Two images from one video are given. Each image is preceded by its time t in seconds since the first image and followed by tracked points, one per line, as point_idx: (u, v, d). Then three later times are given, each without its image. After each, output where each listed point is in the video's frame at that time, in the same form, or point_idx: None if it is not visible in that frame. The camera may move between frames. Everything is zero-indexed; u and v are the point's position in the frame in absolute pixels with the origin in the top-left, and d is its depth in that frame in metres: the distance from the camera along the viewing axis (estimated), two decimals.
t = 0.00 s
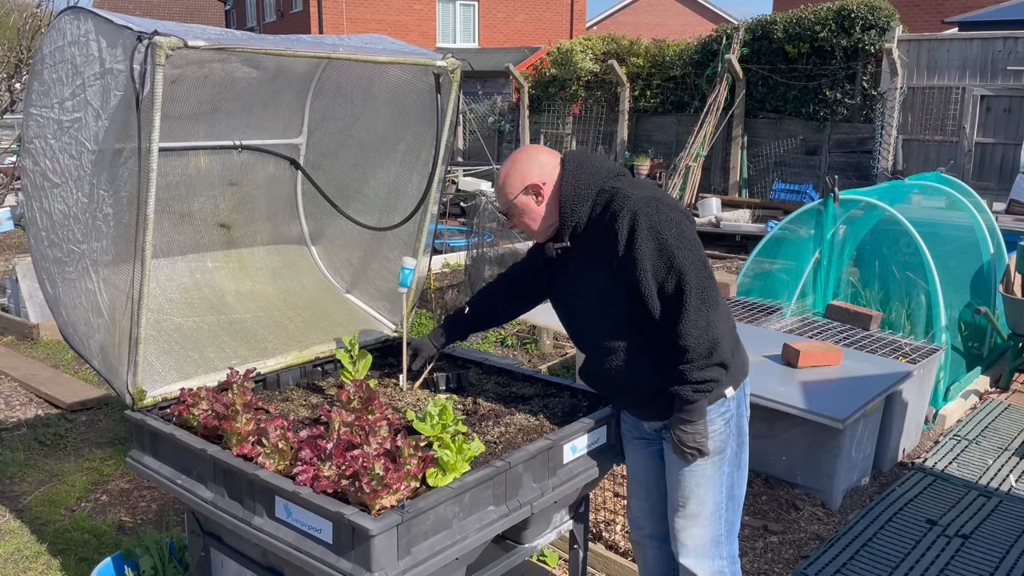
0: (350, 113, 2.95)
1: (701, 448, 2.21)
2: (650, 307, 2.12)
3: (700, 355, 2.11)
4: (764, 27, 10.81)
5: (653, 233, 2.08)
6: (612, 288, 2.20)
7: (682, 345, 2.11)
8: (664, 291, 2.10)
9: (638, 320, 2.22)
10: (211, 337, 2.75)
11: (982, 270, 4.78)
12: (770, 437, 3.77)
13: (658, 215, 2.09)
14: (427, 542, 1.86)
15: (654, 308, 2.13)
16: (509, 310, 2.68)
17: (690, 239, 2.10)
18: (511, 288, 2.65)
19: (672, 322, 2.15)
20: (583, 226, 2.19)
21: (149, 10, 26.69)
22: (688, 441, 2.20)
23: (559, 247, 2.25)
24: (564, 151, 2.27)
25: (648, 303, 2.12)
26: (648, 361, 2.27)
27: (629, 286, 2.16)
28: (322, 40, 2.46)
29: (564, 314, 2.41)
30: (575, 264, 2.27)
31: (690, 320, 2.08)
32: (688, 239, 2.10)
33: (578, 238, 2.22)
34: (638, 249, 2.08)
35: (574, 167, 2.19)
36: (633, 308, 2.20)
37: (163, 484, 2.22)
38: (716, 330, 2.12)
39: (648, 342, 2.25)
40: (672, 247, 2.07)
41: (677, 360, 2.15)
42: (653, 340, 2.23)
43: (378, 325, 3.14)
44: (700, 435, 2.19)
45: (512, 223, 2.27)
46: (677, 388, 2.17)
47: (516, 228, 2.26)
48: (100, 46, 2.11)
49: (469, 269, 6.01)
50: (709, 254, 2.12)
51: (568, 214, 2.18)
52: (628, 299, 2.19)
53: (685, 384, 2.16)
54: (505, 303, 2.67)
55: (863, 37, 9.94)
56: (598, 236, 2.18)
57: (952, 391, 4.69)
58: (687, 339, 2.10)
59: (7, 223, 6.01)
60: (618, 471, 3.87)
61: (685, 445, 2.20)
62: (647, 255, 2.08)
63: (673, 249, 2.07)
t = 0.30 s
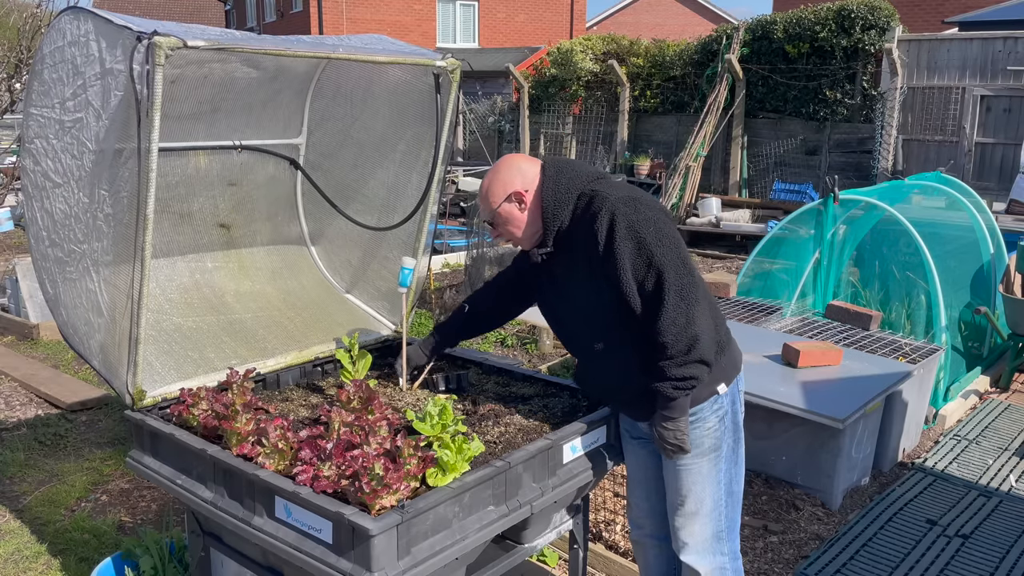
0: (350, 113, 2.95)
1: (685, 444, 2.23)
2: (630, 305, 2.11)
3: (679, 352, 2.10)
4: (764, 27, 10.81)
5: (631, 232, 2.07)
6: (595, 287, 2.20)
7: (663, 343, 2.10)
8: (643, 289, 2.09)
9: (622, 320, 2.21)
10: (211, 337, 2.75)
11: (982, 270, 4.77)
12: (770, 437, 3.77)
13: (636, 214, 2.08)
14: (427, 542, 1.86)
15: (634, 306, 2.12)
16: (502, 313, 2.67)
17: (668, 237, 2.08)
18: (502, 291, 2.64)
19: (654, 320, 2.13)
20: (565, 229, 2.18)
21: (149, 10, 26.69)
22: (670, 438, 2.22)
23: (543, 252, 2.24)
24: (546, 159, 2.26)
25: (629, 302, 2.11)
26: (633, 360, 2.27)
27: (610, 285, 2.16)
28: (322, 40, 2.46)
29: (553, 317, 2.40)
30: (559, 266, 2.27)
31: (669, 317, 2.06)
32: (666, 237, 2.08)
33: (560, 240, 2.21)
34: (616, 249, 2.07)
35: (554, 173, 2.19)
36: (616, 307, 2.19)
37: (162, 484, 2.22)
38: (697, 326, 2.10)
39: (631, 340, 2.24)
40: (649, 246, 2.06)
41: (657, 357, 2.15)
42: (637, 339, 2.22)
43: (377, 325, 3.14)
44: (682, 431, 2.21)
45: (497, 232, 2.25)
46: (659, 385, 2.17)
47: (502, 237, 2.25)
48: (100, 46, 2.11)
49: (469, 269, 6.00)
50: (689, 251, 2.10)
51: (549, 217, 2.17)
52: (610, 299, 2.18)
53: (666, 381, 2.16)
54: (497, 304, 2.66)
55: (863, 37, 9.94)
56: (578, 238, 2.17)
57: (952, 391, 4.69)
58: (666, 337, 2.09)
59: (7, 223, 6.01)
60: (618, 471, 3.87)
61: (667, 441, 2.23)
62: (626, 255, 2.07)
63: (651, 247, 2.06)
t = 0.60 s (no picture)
0: (350, 113, 2.95)
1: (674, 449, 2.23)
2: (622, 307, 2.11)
3: (667, 356, 2.10)
4: (764, 27, 10.80)
5: (624, 235, 2.06)
6: (589, 288, 2.20)
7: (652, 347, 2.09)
8: (635, 292, 2.08)
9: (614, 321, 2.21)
10: (211, 337, 2.75)
11: (982, 270, 4.77)
12: (770, 437, 3.77)
13: (630, 217, 2.07)
14: (427, 542, 1.86)
15: (625, 309, 2.12)
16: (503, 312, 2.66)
17: (662, 241, 2.07)
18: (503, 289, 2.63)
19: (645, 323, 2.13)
20: (562, 229, 2.17)
21: (149, 10, 26.66)
22: (657, 443, 2.22)
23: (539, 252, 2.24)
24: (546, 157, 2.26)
25: (620, 304, 2.11)
26: (627, 361, 2.27)
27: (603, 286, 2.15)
28: (322, 41, 2.46)
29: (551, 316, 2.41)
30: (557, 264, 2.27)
31: (658, 321, 2.06)
32: (660, 241, 2.06)
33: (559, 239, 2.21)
34: (609, 251, 2.07)
35: (553, 172, 2.18)
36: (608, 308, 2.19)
37: (162, 484, 2.22)
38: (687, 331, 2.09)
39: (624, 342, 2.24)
40: (642, 249, 2.05)
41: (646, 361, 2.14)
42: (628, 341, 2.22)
43: (377, 325, 3.14)
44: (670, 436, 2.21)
45: (497, 231, 2.25)
46: (647, 388, 2.16)
47: (501, 235, 2.25)
48: (101, 47, 2.11)
49: (469, 269, 5.99)
50: (683, 255, 2.08)
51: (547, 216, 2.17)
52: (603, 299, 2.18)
53: (654, 385, 2.15)
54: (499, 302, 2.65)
55: (863, 37, 9.94)
56: (575, 238, 2.17)
57: (952, 391, 4.69)
58: (655, 341, 2.09)
59: (7, 223, 6.01)
60: (618, 471, 3.87)
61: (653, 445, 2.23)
62: (618, 257, 2.06)
63: (643, 251, 2.05)
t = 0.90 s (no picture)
0: (349, 113, 2.95)
1: (670, 453, 2.22)
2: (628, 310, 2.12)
3: (671, 362, 2.10)
4: (764, 27, 10.80)
5: (636, 237, 2.06)
6: (596, 287, 2.20)
7: (656, 351, 2.10)
8: (642, 295, 2.09)
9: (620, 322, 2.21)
10: (211, 337, 2.75)
11: (982, 270, 4.78)
12: (770, 437, 3.77)
13: (643, 219, 2.07)
14: (427, 542, 1.86)
15: (632, 311, 2.12)
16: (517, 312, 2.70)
17: (673, 245, 2.07)
18: (514, 293, 2.67)
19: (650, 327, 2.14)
20: (572, 225, 2.18)
21: (149, 10, 26.65)
22: (656, 448, 2.21)
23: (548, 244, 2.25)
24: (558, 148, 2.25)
25: (627, 306, 2.11)
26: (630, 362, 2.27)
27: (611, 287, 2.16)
28: (322, 41, 2.46)
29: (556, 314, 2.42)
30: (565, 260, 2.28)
31: (664, 326, 2.06)
32: (671, 245, 2.07)
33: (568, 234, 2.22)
34: (619, 252, 2.07)
35: (566, 165, 2.20)
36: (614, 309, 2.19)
37: (162, 484, 2.22)
38: (692, 338, 2.09)
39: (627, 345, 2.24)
40: (652, 252, 2.05)
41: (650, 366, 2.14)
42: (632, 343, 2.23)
43: (377, 325, 3.14)
44: (670, 441, 2.20)
45: (507, 220, 2.28)
46: (649, 393, 2.16)
47: (511, 225, 2.27)
48: (101, 47, 2.10)
49: (469, 269, 6.03)
50: (692, 260, 2.09)
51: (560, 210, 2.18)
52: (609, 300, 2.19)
53: (657, 391, 2.15)
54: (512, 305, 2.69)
55: (863, 37, 9.94)
56: (585, 236, 2.17)
57: (952, 391, 4.69)
58: (660, 345, 2.09)
59: (7, 223, 6.01)
60: (618, 471, 3.87)
61: (652, 450, 2.22)
62: (628, 259, 2.07)
63: (654, 254, 2.05)
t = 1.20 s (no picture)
0: (350, 113, 2.95)
1: (669, 458, 2.22)
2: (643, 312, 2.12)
3: (682, 369, 2.11)
4: (764, 27, 10.81)
5: (660, 239, 2.06)
6: (613, 284, 2.20)
7: (667, 357, 2.10)
8: (659, 298, 2.09)
9: (632, 323, 2.22)
10: (211, 337, 2.75)
11: (982, 270, 4.77)
12: (770, 437, 3.77)
13: (670, 222, 2.06)
14: (427, 542, 1.86)
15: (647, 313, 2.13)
16: (529, 327, 2.66)
17: (696, 252, 2.07)
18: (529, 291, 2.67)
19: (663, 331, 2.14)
20: (596, 216, 2.18)
21: (149, 11, 26.64)
22: (655, 452, 2.22)
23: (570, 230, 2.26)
24: (590, 135, 2.27)
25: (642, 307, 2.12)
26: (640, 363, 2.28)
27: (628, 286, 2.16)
28: (323, 41, 2.46)
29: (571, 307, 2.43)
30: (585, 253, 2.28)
31: (678, 333, 2.07)
32: (694, 252, 2.07)
33: (590, 227, 2.22)
34: (641, 252, 2.07)
35: (599, 155, 2.18)
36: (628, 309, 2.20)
37: (162, 484, 2.22)
38: (703, 348, 2.10)
39: (637, 346, 2.24)
40: (675, 257, 2.05)
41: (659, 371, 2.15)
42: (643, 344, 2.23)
43: (377, 325, 3.15)
44: (670, 447, 2.21)
45: (532, 203, 2.29)
46: (655, 398, 2.17)
47: (536, 208, 2.28)
48: (102, 47, 2.10)
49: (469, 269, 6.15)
50: (713, 270, 2.09)
51: (587, 200, 2.17)
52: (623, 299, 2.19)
53: (664, 397, 2.15)
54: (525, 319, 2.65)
55: (863, 37, 9.94)
56: (609, 232, 2.17)
57: (952, 391, 4.69)
58: (671, 352, 2.09)
59: (7, 224, 6.01)
60: (618, 471, 3.87)
61: (652, 454, 2.22)
62: (649, 260, 2.07)
63: (676, 259, 2.05)
